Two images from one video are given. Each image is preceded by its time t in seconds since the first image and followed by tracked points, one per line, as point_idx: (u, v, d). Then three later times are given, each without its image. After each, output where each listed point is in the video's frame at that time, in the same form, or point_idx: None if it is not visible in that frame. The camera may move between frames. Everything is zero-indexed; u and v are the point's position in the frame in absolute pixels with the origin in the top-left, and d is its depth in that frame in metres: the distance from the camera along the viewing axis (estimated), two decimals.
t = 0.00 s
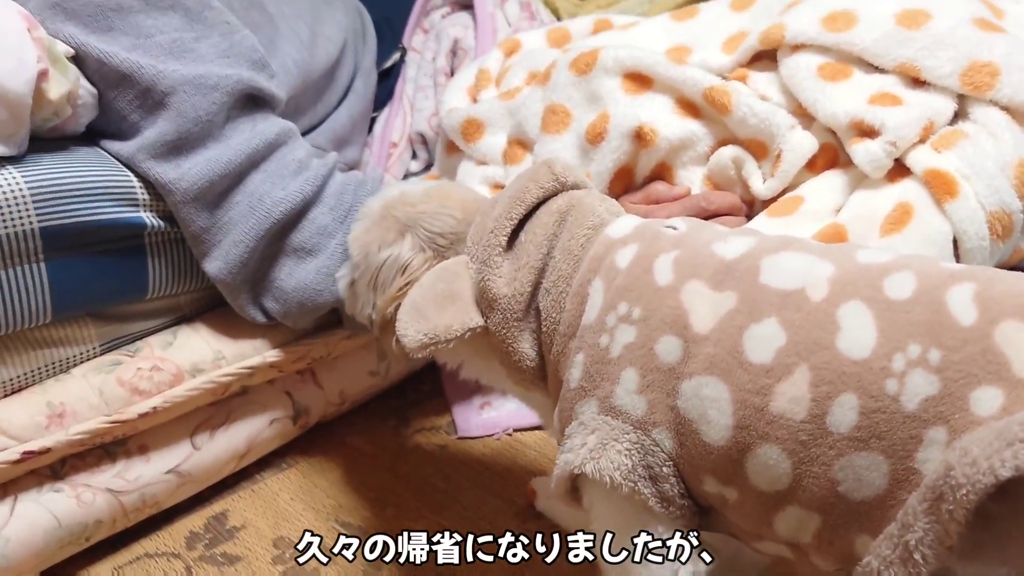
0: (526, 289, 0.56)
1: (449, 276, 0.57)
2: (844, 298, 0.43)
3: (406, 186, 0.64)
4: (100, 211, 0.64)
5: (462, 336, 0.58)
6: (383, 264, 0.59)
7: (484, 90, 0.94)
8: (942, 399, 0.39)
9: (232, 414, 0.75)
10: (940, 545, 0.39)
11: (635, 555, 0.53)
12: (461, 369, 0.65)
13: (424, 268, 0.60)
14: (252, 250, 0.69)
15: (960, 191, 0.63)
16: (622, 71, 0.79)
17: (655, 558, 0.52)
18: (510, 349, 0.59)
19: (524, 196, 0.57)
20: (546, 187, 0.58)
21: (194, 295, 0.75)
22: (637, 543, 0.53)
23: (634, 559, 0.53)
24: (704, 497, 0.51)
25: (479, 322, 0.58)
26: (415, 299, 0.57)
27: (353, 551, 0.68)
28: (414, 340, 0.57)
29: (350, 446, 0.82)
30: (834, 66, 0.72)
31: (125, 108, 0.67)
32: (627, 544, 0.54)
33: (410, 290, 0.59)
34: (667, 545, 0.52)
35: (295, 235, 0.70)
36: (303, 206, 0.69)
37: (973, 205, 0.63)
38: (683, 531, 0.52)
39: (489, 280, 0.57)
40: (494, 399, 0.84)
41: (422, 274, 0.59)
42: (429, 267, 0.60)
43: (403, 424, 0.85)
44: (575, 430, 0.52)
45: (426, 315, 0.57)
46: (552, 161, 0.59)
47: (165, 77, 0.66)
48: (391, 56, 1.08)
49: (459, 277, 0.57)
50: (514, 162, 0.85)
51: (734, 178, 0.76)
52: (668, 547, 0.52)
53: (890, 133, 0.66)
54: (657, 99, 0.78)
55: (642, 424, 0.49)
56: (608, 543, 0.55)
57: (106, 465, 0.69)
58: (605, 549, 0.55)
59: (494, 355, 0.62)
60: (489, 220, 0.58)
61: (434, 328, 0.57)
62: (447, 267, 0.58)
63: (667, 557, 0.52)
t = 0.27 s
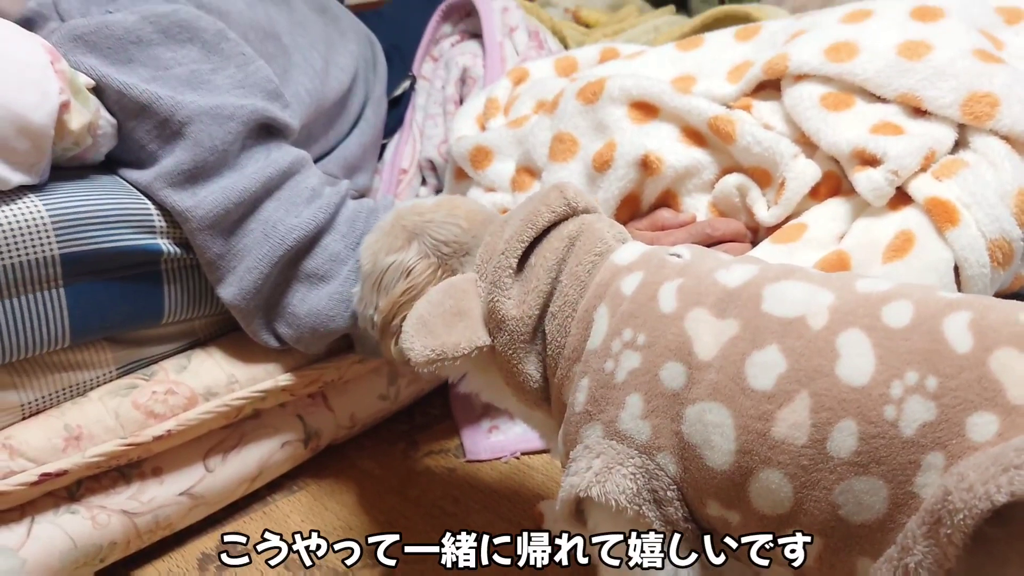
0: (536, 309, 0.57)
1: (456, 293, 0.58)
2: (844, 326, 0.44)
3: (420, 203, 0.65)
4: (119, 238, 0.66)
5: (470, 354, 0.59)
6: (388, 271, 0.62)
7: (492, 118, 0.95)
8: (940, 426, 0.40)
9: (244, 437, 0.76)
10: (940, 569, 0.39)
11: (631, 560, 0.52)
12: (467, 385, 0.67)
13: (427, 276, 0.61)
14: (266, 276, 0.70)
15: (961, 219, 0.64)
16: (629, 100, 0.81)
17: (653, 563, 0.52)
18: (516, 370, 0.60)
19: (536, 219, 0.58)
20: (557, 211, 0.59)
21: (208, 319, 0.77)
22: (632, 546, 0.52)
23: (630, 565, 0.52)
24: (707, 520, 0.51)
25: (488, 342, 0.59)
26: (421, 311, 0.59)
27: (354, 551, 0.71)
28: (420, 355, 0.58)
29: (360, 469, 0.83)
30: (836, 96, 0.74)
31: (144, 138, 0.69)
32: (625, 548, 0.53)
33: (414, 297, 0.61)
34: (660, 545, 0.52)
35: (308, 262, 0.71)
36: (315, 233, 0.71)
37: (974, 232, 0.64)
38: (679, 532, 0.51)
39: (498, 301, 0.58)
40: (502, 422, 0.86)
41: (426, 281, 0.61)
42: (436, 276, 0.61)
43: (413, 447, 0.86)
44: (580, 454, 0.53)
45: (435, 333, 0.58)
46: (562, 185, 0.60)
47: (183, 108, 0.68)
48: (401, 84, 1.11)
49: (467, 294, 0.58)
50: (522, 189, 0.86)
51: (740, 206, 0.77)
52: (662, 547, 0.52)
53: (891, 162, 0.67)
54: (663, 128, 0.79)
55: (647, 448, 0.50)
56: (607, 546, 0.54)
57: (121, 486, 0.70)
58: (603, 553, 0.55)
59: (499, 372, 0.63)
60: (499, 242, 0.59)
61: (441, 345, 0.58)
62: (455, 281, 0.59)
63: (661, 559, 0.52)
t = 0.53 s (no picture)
0: (541, 334, 0.59)
1: (464, 317, 0.60)
2: (830, 361, 0.47)
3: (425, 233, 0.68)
4: (141, 271, 0.69)
5: (474, 376, 0.61)
6: (399, 303, 0.62)
7: (500, 152, 0.98)
8: (917, 457, 0.42)
9: (259, 462, 0.78)
10: None
11: (630, 561, 0.53)
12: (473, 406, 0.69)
13: (437, 299, 0.62)
14: (282, 307, 0.73)
15: (954, 253, 0.66)
16: (632, 136, 0.83)
17: (653, 563, 0.52)
18: (518, 392, 0.62)
19: (541, 250, 0.60)
20: (561, 244, 0.61)
21: (225, 348, 0.79)
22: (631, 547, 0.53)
23: (628, 566, 0.53)
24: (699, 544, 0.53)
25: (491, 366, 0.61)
26: (431, 335, 0.60)
27: (354, 551, 0.72)
28: (428, 375, 0.60)
29: (370, 494, 0.85)
30: (834, 132, 0.76)
31: (166, 174, 0.72)
32: (625, 548, 0.53)
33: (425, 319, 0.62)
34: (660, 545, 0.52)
35: (322, 293, 0.74)
36: (329, 266, 0.74)
37: (967, 266, 0.66)
38: (679, 532, 0.53)
39: (502, 328, 0.60)
40: (509, 449, 0.87)
41: (437, 308, 0.62)
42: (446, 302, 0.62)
43: (422, 473, 0.88)
44: (578, 476, 0.55)
45: (442, 356, 0.60)
46: (568, 218, 0.63)
47: (203, 146, 0.71)
48: (412, 117, 1.14)
49: (474, 319, 0.60)
50: (530, 222, 0.88)
51: (740, 238, 0.80)
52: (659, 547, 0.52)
53: (886, 198, 0.69)
54: (666, 162, 0.82)
55: (640, 473, 0.52)
56: (607, 546, 0.54)
57: (139, 511, 0.72)
58: (602, 553, 0.54)
59: (502, 395, 0.65)
60: (506, 270, 0.61)
61: (448, 366, 0.60)
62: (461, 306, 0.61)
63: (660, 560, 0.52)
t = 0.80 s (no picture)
0: (542, 372, 0.61)
1: (468, 357, 0.62)
2: (817, 400, 0.49)
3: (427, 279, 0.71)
4: (158, 310, 0.71)
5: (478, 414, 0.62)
6: (405, 343, 0.65)
7: (506, 189, 1.01)
8: (899, 493, 0.44)
9: (268, 495, 0.80)
10: None
11: (630, 561, 0.54)
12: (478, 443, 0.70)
13: (442, 342, 0.64)
14: (293, 344, 0.75)
15: (947, 291, 0.68)
16: (634, 175, 0.85)
17: (653, 563, 0.53)
18: (520, 429, 0.64)
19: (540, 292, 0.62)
20: (560, 284, 0.63)
21: (238, 383, 0.81)
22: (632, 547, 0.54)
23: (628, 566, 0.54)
24: None
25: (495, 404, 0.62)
26: (435, 375, 0.62)
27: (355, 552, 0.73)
28: (433, 414, 0.61)
29: (377, 526, 0.87)
30: (830, 172, 0.78)
31: (183, 216, 0.74)
32: (625, 548, 0.54)
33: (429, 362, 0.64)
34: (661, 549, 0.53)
35: (332, 330, 0.76)
36: (339, 304, 0.76)
37: (959, 304, 0.67)
38: (678, 532, 0.53)
39: (504, 367, 0.61)
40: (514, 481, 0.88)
41: (441, 350, 0.64)
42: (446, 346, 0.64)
43: (428, 505, 0.90)
44: (577, 510, 0.57)
45: (446, 394, 0.61)
46: (568, 260, 0.65)
47: (219, 188, 0.73)
48: (420, 154, 1.17)
49: (477, 358, 0.62)
50: (534, 258, 0.90)
51: (740, 275, 0.81)
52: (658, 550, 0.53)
53: (881, 237, 0.71)
54: (667, 201, 0.84)
55: (636, 506, 0.54)
56: (607, 546, 0.54)
57: (153, 543, 0.73)
58: (603, 553, 0.54)
59: (507, 435, 0.66)
60: (507, 310, 0.63)
61: (452, 405, 0.61)
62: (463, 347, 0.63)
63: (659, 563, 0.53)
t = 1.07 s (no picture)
0: (548, 417, 0.63)
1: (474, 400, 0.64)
2: (813, 444, 0.52)
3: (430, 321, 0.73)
4: (174, 351, 0.73)
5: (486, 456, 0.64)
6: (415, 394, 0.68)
7: (511, 229, 1.03)
8: (891, 535, 0.47)
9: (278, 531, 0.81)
10: None
11: (630, 561, 0.56)
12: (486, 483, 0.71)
13: (449, 385, 0.67)
14: (304, 384, 0.77)
15: (942, 333, 0.69)
16: (636, 217, 0.88)
17: (653, 563, 0.55)
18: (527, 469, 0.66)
19: (544, 336, 0.65)
20: (564, 329, 0.65)
21: (249, 422, 0.83)
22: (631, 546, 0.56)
23: (628, 565, 0.56)
24: None
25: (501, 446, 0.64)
26: (443, 418, 0.64)
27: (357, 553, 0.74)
28: (442, 456, 0.63)
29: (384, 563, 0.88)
30: (827, 215, 0.80)
31: (198, 259, 0.77)
32: (625, 548, 0.57)
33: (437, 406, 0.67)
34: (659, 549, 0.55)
35: (342, 370, 0.78)
36: (349, 344, 0.78)
37: (954, 345, 0.69)
38: (678, 532, 0.54)
39: (510, 411, 0.64)
40: (519, 517, 0.87)
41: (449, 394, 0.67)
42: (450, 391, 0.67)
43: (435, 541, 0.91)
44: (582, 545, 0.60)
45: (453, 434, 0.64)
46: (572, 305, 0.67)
47: (234, 232, 0.76)
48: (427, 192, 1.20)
49: (484, 401, 0.64)
50: (539, 297, 0.92)
51: (741, 314, 0.83)
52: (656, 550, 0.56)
53: (878, 279, 0.73)
54: (669, 243, 0.86)
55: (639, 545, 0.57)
56: (607, 546, 0.58)
57: None
58: (603, 553, 0.58)
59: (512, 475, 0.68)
60: (513, 355, 0.65)
61: (460, 448, 0.63)
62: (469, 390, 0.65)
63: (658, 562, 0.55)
